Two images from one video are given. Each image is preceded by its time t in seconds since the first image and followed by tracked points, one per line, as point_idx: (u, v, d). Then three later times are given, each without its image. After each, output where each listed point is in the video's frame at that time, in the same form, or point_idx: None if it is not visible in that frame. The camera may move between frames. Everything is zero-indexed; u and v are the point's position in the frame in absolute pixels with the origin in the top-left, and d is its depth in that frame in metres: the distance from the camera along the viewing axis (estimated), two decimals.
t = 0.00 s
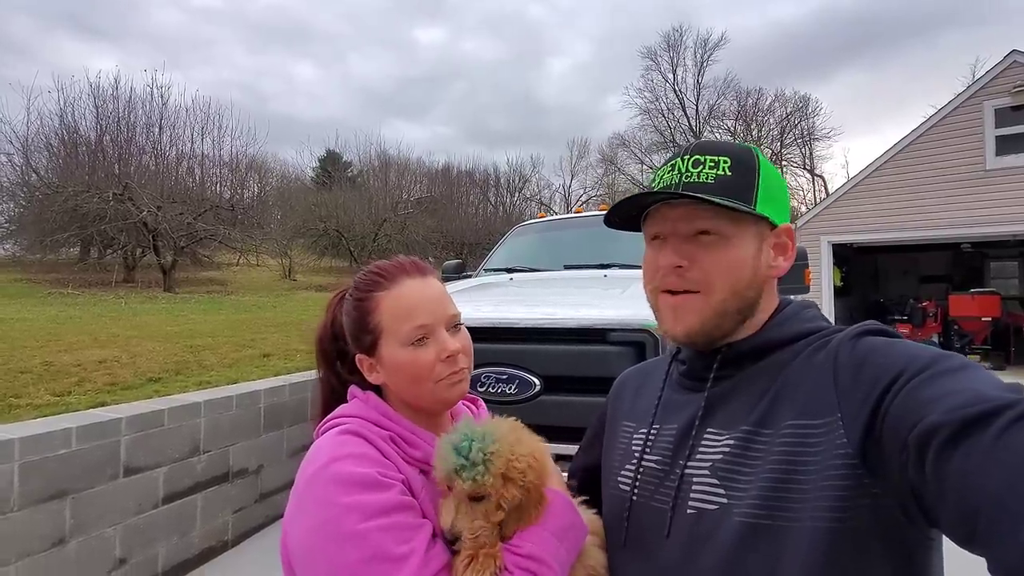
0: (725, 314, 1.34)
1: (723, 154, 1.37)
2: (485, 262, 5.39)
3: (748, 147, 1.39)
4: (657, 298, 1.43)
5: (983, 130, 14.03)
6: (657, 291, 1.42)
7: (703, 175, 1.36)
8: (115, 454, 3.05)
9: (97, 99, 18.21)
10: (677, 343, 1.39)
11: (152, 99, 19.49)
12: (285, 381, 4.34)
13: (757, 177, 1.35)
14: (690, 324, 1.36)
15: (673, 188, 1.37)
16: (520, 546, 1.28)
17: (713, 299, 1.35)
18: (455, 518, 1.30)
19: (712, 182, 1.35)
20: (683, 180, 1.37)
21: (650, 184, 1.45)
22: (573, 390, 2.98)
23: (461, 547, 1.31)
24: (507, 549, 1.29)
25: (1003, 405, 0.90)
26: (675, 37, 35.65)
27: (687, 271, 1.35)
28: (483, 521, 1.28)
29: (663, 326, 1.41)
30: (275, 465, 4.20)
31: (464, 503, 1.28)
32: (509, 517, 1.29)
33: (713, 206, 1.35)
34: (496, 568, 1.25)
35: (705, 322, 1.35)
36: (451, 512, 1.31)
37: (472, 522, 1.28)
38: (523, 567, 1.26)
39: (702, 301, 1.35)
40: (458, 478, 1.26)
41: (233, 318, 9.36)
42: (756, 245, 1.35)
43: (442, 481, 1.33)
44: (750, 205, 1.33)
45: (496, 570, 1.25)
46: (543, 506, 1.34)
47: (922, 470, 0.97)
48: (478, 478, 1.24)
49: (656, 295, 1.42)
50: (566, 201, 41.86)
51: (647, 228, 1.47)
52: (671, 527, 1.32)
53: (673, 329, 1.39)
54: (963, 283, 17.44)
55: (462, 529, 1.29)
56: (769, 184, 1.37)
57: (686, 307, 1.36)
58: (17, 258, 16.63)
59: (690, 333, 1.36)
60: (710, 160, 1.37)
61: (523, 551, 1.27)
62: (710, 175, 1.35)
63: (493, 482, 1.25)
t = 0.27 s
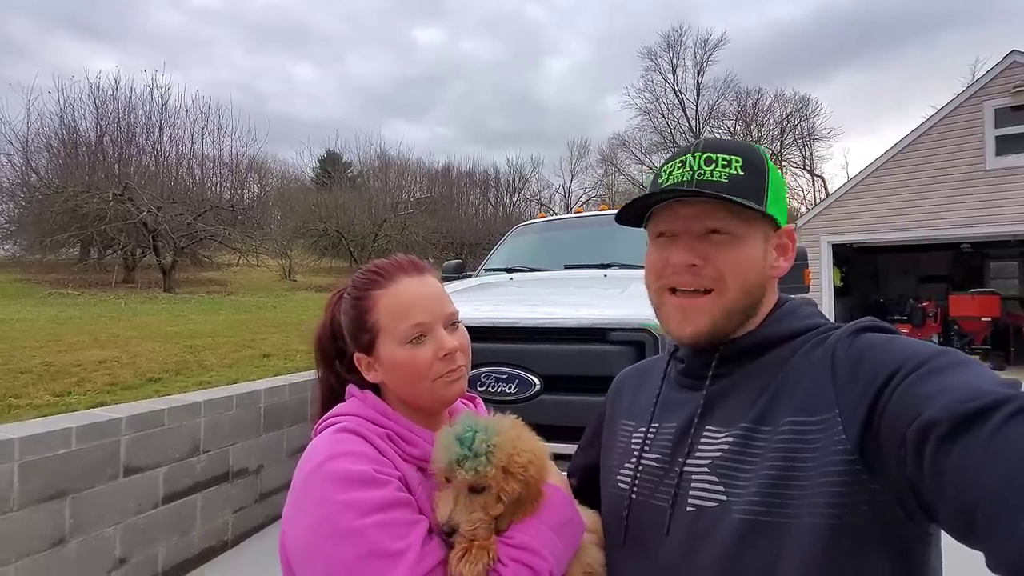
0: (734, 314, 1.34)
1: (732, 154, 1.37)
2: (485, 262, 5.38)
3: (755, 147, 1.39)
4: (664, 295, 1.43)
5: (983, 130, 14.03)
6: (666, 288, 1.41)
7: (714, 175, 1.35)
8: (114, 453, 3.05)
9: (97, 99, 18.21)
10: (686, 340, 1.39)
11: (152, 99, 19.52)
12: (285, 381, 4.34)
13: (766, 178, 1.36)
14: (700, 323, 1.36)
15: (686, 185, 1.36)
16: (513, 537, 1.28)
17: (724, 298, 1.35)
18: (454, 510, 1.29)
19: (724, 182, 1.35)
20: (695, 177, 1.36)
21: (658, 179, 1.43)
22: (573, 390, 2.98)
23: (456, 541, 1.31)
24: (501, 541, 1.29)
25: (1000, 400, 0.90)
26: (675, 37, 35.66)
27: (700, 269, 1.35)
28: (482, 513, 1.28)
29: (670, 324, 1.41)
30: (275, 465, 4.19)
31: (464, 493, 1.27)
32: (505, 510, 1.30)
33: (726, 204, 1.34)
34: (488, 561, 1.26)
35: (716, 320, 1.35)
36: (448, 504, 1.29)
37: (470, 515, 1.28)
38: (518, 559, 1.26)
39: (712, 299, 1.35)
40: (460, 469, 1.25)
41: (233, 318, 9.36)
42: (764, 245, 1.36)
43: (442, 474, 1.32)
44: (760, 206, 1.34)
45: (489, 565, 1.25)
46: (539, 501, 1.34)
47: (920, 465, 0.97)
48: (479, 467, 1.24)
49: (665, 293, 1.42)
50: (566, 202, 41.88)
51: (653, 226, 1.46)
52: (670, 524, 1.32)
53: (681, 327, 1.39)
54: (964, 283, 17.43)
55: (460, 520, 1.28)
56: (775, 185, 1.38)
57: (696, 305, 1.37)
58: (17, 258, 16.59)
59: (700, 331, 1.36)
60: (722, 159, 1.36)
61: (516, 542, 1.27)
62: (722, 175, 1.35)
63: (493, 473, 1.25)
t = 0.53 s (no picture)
0: (768, 315, 1.35)
1: (769, 156, 1.40)
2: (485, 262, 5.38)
3: (785, 153, 1.44)
4: (695, 294, 1.42)
5: (983, 130, 14.01)
6: (700, 288, 1.40)
7: (756, 174, 1.37)
8: (114, 456, 3.04)
9: (97, 100, 18.23)
10: (720, 342, 1.38)
11: (151, 100, 19.53)
12: (285, 383, 4.33)
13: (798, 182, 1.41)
14: (738, 325, 1.35)
15: (729, 183, 1.37)
16: (512, 544, 1.29)
17: (761, 299, 1.36)
18: (461, 506, 1.29)
19: (766, 182, 1.37)
20: (734, 175, 1.37)
21: (691, 176, 1.43)
22: (574, 391, 2.98)
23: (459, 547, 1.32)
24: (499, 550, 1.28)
25: (1007, 408, 0.90)
26: (674, 37, 35.67)
27: (740, 269, 1.35)
28: (487, 509, 1.28)
29: (703, 324, 1.39)
30: (275, 467, 4.19)
31: (470, 490, 1.28)
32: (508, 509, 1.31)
33: (765, 203, 1.37)
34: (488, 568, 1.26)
35: (755, 320, 1.35)
36: (456, 501, 1.29)
37: (477, 512, 1.28)
38: (515, 566, 1.26)
39: (749, 300, 1.35)
40: (467, 465, 1.26)
41: (233, 319, 9.36)
42: (791, 248, 1.40)
43: (447, 471, 1.33)
44: (794, 209, 1.38)
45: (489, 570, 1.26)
46: (537, 504, 1.33)
47: (926, 472, 0.97)
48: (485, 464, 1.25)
49: (699, 293, 1.40)
50: (566, 202, 41.90)
51: (682, 226, 1.46)
52: (674, 530, 1.31)
53: (717, 327, 1.37)
54: (964, 283, 17.43)
55: (470, 516, 1.28)
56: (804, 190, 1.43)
57: (734, 305, 1.36)
58: (16, 260, 16.59)
59: (737, 332, 1.35)
60: (762, 160, 1.38)
61: (515, 550, 1.27)
62: (763, 174, 1.37)
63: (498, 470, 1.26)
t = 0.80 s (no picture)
0: (761, 313, 1.35)
1: (746, 155, 1.41)
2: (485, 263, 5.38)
3: (765, 151, 1.44)
4: (687, 295, 1.40)
5: (982, 129, 14.02)
6: (690, 290, 1.40)
7: (735, 175, 1.37)
8: (114, 457, 3.04)
9: (96, 101, 18.23)
10: (712, 341, 1.37)
11: (151, 101, 19.52)
12: (285, 384, 4.32)
13: (779, 178, 1.41)
14: (729, 323, 1.35)
15: (708, 186, 1.38)
16: (519, 544, 1.29)
17: (751, 297, 1.35)
18: (466, 490, 1.28)
19: (745, 181, 1.37)
20: (714, 177, 1.38)
21: (672, 182, 1.44)
22: (575, 391, 2.98)
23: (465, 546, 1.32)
24: (508, 552, 1.29)
25: (1006, 403, 0.90)
26: (673, 37, 35.70)
27: (728, 268, 1.35)
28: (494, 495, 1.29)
29: (695, 325, 1.38)
30: (276, 468, 4.18)
31: (476, 474, 1.29)
32: (512, 499, 1.32)
33: (748, 203, 1.38)
34: (496, 567, 1.26)
35: (745, 319, 1.34)
36: (461, 486, 1.28)
37: (484, 495, 1.28)
38: (524, 565, 1.26)
39: (740, 297, 1.35)
40: (473, 447, 1.29)
41: (233, 320, 9.36)
42: (779, 244, 1.40)
43: (448, 462, 1.36)
44: (777, 206, 1.38)
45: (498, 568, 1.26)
46: (538, 500, 1.35)
47: (926, 468, 0.97)
48: (494, 446, 1.29)
49: (689, 293, 1.40)
50: (565, 203, 41.91)
51: (669, 229, 1.46)
52: (676, 529, 1.31)
53: (710, 327, 1.36)
54: (963, 283, 17.44)
55: (476, 500, 1.27)
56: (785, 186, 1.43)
57: (728, 302, 1.35)
58: (16, 261, 16.55)
59: (729, 331, 1.35)
60: (739, 160, 1.39)
61: (523, 550, 1.28)
62: (742, 174, 1.37)
63: (505, 453, 1.30)
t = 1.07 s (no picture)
0: (761, 312, 1.35)
1: (745, 153, 1.40)
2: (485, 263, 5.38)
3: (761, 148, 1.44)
4: (685, 296, 1.41)
5: (981, 130, 14.04)
6: (689, 289, 1.40)
7: (732, 172, 1.37)
8: (113, 458, 3.03)
9: (94, 102, 18.23)
10: (711, 342, 1.37)
11: (149, 102, 19.51)
12: (284, 385, 4.32)
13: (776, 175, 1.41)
14: (729, 323, 1.35)
15: (704, 184, 1.38)
16: (523, 541, 1.30)
17: (749, 296, 1.35)
18: (471, 488, 1.30)
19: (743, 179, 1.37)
20: (710, 175, 1.38)
21: (668, 181, 1.44)
22: (576, 392, 2.97)
23: (467, 544, 1.32)
24: (511, 549, 1.29)
25: (1006, 401, 0.89)
26: (672, 38, 35.74)
27: (723, 266, 1.36)
28: (501, 492, 1.31)
29: (695, 325, 1.38)
30: (275, 468, 4.18)
31: (482, 471, 1.32)
32: (517, 499, 1.33)
33: (745, 200, 1.38)
34: (500, 563, 1.27)
35: (744, 318, 1.34)
36: (466, 484, 1.30)
37: (490, 492, 1.30)
38: (528, 562, 1.27)
39: (738, 296, 1.35)
40: (481, 443, 1.33)
41: (232, 321, 9.35)
42: (776, 240, 1.40)
43: (450, 460, 1.39)
44: (775, 202, 1.38)
45: (501, 566, 1.26)
46: (540, 501, 1.37)
47: (927, 466, 0.96)
48: (502, 443, 1.33)
49: (687, 294, 1.41)
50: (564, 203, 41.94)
51: (666, 229, 1.46)
52: (677, 529, 1.31)
53: (709, 328, 1.36)
54: (962, 283, 17.47)
55: (482, 498, 1.28)
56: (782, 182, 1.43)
57: (726, 301, 1.35)
58: (14, 262, 16.48)
59: (727, 331, 1.35)
60: (737, 158, 1.38)
61: (527, 546, 1.28)
62: (738, 172, 1.37)
63: (512, 450, 1.33)
